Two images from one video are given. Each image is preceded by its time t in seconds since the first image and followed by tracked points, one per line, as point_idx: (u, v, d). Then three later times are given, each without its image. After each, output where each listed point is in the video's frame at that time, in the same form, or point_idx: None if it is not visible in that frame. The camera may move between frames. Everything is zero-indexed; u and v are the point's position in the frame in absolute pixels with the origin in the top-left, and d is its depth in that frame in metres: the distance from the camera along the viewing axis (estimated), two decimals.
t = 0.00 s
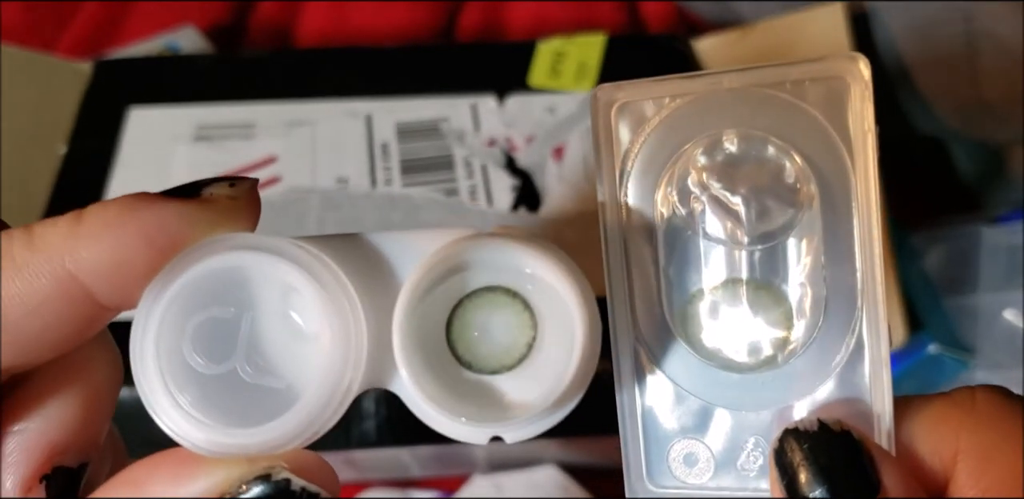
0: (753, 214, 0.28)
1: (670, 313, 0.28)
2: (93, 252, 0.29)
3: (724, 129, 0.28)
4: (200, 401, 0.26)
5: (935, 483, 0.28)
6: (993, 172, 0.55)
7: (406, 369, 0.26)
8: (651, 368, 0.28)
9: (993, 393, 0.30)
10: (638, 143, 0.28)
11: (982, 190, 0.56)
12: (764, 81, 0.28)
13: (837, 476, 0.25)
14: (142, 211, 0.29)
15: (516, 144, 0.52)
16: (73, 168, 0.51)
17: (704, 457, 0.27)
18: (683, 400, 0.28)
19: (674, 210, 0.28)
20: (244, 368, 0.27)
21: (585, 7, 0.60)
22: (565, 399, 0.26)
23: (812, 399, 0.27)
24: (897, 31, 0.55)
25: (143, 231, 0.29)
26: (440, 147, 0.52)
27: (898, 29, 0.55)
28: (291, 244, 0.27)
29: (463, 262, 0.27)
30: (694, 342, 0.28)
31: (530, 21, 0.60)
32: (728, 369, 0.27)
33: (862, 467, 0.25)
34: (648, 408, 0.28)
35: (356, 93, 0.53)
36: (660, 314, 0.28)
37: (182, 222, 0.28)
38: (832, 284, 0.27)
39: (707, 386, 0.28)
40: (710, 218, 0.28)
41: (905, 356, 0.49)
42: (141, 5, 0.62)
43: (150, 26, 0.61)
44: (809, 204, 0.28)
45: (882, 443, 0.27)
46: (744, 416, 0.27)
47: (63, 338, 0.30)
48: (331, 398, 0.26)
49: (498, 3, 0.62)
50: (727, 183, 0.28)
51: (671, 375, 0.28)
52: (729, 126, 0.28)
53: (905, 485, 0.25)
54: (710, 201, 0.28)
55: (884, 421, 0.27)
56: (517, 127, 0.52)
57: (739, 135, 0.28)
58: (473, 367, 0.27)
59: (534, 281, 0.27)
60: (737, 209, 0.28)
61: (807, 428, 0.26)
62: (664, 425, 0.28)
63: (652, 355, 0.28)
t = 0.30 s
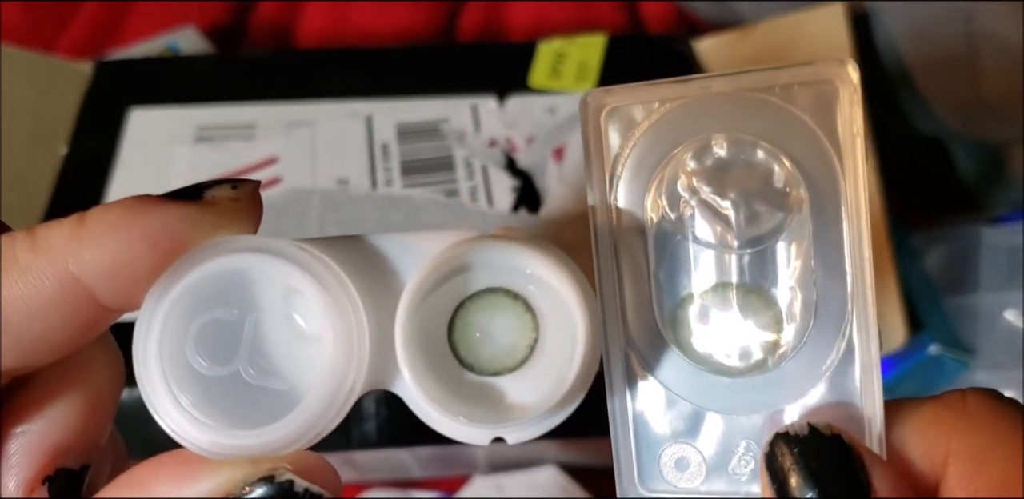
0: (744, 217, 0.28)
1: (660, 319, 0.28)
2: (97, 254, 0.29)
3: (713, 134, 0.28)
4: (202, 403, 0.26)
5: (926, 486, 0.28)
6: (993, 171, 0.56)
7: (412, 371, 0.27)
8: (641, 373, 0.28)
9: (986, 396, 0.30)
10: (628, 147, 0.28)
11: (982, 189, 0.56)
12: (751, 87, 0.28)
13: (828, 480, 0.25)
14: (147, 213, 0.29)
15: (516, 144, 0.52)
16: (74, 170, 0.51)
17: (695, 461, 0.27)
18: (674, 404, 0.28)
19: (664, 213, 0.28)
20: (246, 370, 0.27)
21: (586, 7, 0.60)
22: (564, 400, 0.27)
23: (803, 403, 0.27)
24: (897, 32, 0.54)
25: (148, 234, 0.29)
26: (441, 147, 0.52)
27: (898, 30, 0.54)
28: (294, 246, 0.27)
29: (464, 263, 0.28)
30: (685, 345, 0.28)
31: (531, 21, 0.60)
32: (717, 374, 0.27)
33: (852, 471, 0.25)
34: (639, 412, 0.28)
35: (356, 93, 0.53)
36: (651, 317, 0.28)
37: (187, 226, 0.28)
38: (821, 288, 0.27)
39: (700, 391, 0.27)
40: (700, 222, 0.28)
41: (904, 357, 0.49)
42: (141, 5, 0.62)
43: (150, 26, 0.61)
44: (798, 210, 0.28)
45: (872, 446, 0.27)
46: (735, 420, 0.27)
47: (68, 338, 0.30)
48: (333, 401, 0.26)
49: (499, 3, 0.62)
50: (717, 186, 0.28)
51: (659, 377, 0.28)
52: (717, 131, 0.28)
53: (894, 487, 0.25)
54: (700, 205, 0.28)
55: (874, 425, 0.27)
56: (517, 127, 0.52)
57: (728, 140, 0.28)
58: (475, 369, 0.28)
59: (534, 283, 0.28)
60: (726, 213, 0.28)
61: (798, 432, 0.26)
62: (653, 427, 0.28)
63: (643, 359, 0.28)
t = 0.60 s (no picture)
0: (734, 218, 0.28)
1: (650, 321, 0.28)
2: (99, 254, 0.29)
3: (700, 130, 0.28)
4: (202, 403, 0.25)
5: (920, 488, 0.28)
6: (997, 173, 0.55)
7: (410, 372, 0.25)
8: (630, 372, 0.28)
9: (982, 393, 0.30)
10: (617, 147, 0.28)
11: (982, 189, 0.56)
12: (739, 87, 0.28)
13: (820, 477, 0.25)
14: (151, 212, 0.29)
15: (515, 145, 0.52)
16: (74, 171, 0.51)
17: (689, 463, 0.27)
18: (668, 405, 0.28)
19: (653, 213, 0.28)
20: (248, 369, 0.26)
21: (585, 6, 0.60)
22: (567, 404, 0.25)
23: (796, 403, 0.27)
24: (897, 32, 0.54)
25: (150, 235, 0.28)
26: (441, 148, 0.52)
27: (898, 29, 0.54)
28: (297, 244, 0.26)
29: (467, 263, 0.26)
30: (675, 344, 0.28)
31: (530, 22, 0.60)
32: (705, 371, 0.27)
33: (841, 465, 0.25)
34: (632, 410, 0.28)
35: (356, 94, 0.53)
36: (641, 318, 0.28)
37: (189, 225, 0.28)
38: (808, 286, 0.28)
39: (693, 391, 0.27)
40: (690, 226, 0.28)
41: (902, 356, 0.49)
42: (142, 5, 0.62)
43: (150, 26, 0.61)
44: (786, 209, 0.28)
45: (865, 447, 0.27)
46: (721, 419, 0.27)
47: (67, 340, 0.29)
48: (336, 401, 0.25)
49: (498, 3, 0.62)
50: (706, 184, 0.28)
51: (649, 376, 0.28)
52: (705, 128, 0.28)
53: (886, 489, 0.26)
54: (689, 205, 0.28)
55: (868, 426, 0.27)
56: (517, 128, 0.52)
57: (715, 137, 0.28)
58: (476, 369, 0.26)
59: (537, 283, 0.26)
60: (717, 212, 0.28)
61: (790, 433, 0.26)
62: (642, 429, 0.28)
63: (635, 359, 0.28)
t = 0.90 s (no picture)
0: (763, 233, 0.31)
1: (705, 324, 0.30)
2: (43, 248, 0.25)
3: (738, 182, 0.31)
4: (152, 400, 0.23)
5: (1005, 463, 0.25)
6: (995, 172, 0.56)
7: (365, 363, 0.25)
8: (704, 363, 0.30)
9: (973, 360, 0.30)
10: (655, 210, 0.31)
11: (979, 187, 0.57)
12: (752, 154, 0.31)
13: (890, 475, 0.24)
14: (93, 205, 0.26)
15: (515, 145, 0.52)
16: (74, 170, 0.50)
17: (797, 454, 0.29)
18: (746, 405, 0.30)
19: (700, 250, 0.31)
20: (196, 365, 0.24)
21: (584, 6, 0.60)
22: (525, 394, 0.26)
23: (860, 417, 0.27)
24: (897, 31, 0.53)
25: (90, 227, 0.25)
26: (441, 147, 0.51)
27: (898, 30, 0.53)
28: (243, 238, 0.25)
29: (422, 255, 0.27)
30: (727, 346, 0.30)
31: (530, 21, 0.60)
32: (757, 384, 0.30)
33: (905, 456, 0.24)
34: (729, 420, 0.30)
35: (357, 94, 0.53)
36: (705, 320, 0.30)
37: (134, 216, 0.25)
38: (837, 292, 0.29)
39: (751, 395, 0.30)
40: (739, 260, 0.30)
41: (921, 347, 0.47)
42: (144, 6, 0.62)
43: (150, 26, 0.61)
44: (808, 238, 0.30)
45: (949, 454, 0.25)
46: (798, 424, 0.29)
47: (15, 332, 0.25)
48: (289, 394, 0.24)
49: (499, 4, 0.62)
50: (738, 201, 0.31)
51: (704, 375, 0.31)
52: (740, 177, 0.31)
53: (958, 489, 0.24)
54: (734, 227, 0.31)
55: (940, 435, 0.25)
56: (517, 128, 0.52)
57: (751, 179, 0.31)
58: (437, 361, 0.26)
59: (496, 273, 0.27)
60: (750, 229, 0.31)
61: (862, 438, 0.26)
62: (729, 426, 0.30)
63: (698, 361, 0.31)
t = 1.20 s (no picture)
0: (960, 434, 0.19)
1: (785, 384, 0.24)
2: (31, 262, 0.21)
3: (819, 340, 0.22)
4: (142, 411, 0.20)
5: None
6: (994, 168, 0.56)
7: (355, 371, 0.23)
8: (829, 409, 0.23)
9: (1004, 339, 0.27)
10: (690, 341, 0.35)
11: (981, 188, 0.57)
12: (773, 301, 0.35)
13: None
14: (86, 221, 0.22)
15: (516, 144, 0.51)
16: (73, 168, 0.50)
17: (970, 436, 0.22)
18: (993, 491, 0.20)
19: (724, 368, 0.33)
20: (187, 376, 0.21)
21: (584, 5, 0.60)
22: (510, 390, 0.24)
23: None
24: (897, 32, 0.53)
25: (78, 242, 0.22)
26: (441, 146, 0.51)
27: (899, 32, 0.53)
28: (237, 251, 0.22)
29: (406, 254, 0.24)
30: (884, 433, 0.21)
31: (531, 21, 0.60)
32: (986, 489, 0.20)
33: None
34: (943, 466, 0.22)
35: (357, 94, 0.53)
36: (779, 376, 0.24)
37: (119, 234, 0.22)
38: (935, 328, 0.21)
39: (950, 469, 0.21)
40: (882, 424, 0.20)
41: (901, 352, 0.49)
42: (143, 6, 0.62)
43: (150, 26, 0.61)
44: None
45: None
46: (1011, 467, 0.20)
47: None
48: (279, 404, 0.22)
49: (500, 4, 0.62)
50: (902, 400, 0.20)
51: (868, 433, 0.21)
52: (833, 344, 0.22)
53: None
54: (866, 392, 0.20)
55: None
56: (517, 127, 0.52)
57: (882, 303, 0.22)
58: (422, 364, 0.24)
59: (478, 272, 0.24)
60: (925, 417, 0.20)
61: None
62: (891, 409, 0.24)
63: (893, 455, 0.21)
